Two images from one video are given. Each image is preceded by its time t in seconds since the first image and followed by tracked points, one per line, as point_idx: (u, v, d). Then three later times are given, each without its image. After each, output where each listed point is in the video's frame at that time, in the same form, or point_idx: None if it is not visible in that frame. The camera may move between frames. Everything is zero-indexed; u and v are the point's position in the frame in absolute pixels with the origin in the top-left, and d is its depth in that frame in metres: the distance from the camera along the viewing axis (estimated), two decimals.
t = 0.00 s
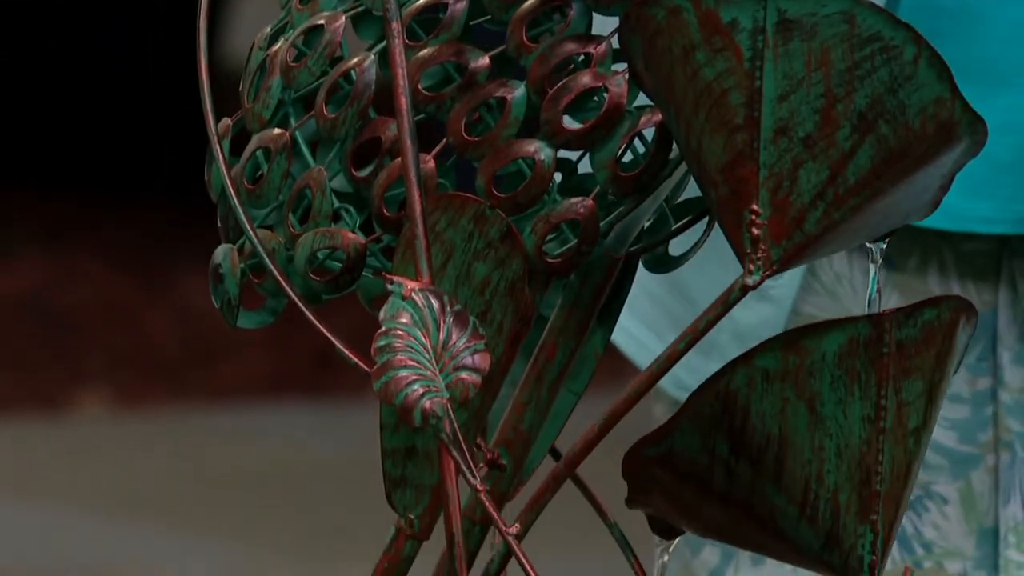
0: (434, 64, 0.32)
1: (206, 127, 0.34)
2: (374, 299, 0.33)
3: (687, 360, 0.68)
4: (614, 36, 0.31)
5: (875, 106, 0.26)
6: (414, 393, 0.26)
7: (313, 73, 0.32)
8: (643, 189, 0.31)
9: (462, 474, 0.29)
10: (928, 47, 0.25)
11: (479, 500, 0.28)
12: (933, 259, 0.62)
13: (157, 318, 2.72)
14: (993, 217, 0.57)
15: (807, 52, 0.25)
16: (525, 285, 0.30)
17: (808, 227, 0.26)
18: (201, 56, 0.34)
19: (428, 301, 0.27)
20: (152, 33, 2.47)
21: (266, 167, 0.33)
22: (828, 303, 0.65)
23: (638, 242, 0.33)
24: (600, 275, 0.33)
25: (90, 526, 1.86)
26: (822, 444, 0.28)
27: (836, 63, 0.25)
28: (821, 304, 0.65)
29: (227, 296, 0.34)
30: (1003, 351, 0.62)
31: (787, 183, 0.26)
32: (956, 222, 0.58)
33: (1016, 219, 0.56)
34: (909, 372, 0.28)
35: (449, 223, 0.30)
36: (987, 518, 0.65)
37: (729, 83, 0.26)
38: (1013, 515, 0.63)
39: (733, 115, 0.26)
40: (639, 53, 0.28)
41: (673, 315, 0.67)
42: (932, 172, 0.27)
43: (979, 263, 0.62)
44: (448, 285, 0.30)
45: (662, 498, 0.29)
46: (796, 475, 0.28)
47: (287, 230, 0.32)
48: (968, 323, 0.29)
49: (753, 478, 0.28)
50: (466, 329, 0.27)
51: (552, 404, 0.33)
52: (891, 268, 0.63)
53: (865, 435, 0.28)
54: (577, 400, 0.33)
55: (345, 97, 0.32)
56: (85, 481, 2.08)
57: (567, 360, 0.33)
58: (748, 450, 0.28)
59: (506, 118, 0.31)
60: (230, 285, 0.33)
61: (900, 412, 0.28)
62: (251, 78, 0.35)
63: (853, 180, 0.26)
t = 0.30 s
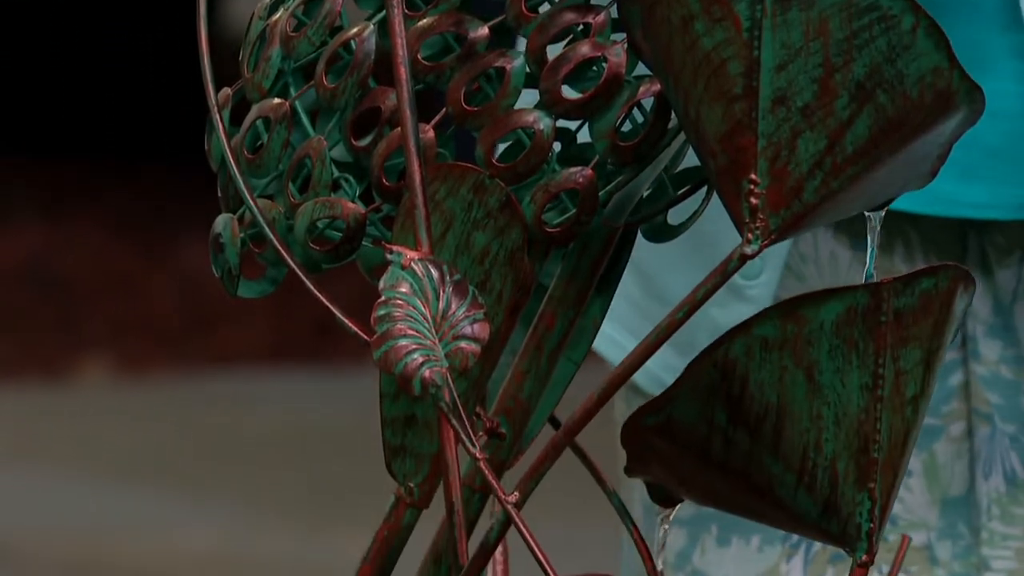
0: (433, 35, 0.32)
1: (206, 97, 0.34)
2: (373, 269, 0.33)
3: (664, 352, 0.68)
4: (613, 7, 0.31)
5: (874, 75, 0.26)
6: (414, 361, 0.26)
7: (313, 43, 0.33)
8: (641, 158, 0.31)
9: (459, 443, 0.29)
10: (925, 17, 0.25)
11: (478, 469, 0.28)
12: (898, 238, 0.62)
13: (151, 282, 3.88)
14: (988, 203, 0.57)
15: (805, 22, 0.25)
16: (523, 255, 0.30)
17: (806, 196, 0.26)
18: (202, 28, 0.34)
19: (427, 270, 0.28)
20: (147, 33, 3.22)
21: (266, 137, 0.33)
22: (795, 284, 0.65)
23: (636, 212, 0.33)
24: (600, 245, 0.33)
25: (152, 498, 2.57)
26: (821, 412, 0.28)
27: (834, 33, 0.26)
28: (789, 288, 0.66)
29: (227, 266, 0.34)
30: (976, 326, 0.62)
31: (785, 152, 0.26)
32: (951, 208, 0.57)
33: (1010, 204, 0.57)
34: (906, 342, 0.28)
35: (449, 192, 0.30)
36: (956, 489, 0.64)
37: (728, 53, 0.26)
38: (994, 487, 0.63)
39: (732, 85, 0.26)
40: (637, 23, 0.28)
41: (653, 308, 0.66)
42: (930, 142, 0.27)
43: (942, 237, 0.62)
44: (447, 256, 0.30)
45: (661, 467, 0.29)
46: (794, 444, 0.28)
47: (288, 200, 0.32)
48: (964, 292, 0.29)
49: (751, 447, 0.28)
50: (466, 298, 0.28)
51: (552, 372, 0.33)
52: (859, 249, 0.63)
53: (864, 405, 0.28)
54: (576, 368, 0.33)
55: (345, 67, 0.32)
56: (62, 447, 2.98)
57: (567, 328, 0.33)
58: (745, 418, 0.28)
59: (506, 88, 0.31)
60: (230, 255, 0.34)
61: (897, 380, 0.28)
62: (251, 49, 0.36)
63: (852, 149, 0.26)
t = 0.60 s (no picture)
0: (431, 7, 0.32)
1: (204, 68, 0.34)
2: (372, 240, 0.34)
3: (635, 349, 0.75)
4: None
5: (870, 49, 0.26)
6: (413, 333, 0.26)
7: (311, 15, 0.33)
8: (638, 130, 0.31)
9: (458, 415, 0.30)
10: None
11: (479, 441, 0.28)
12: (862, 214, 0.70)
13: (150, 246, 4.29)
14: (957, 178, 0.63)
15: None
16: (521, 227, 0.30)
17: (802, 168, 0.26)
18: None
19: (427, 243, 0.28)
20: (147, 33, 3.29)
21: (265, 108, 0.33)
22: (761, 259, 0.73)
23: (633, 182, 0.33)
24: (597, 216, 0.33)
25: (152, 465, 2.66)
26: (817, 382, 0.28)
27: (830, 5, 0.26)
28: (753, 264, 0.74)
29: (227, 237, 0.34)
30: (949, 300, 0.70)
31: (782, 125, 0.26)
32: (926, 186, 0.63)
33: (978, 178, 0.63)
34: (903, 312, 0.28)
35: (448, 164, 0.30)
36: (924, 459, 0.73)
37: (724, 26, 0.26)
38: (957, 455, 0.72)
39: (728, 58, 0.26)
40: None
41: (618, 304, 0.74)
42: (925, 114, 0.27)
43: (904, 212, 0.68)
44: (446, 227, 0.30)
45: (660, 437, 0.30)
46: (791, 414, 0.28)
47: (287, 171, 0.33)
48: (960, 261, 0.29)
49: (747, 416, 0.28)
50: (465, 270, 0.28)
51: (551, 342, 0.33)
52: (824, 225, 0.71)
53: (860, 373, 0.28)
54: (574, 337, 0.34)
55: (343, 39, 0.33)
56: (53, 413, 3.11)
57: (565, 298, 0.33)
58: (743, 388, 0.28)
59: (504, 59, 0.31)
60: (229, 227, 0.34)
61: (895, 350, 0.29)
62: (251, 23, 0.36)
63: (848, 121, 0.26)
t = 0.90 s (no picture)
0: None
1: (210, 38, 0.35)
2: (374, 208, 0.33)
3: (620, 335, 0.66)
4: None
5: (871, 17, 0.26)
6: (414, 301, 0.27)
7: None
8: (640, 100, 0.31)
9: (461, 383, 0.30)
10: None
11: (479, 406, 0.29)
12: (844, 183, 0.62)
13: (154, 213, 4.64)
14: (945, 153, 0.56)
15: None
16: (524, 195, 0.30)
17: (803, 137, 0.26)
18: None
19: (428, 211, 0.28)
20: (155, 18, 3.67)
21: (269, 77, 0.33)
22: (747, 235, 0.64)
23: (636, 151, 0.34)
24: (600, 184, 0.33)
25: (164, 429, 2.99)
26: (817, 350, 0.28)
27: None
28: (739, 238, 0.65)
29: (230, 206, 0.34)
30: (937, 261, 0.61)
31: (783, 94, 0.26)
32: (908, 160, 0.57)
33: (968, 152, 0.56)
34: (902, 281, 0.28)
35: (450, 132, 0.30)
36: (906, 426, 0.62)
37: None
38: (937, 423, 0.62)
39: (729, 27, 0.26)
40: None
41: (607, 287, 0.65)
42: (926, 83, 0.27)
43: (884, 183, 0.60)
44: (448, 195, 0.30)
45: (660, 403, 0.30)
46: (792, 381, 0.28)
47: (290, 139, 0.33)
48: (961, 231, 0.29)
49: (748, 383, 0.29)
50: (466, 238, 0.28)
51: (553, 309, 0.33)
52: (806, 196, 0.63)
53: (860, 342, 0.28)
54: (575, 306, 0.34)
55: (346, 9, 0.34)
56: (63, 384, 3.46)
57: (567, 266, 0.33)
58: (743, 355, 0.28)
59: (506, 29, 0.31)
60: (233, 195, 0.34)
61: (893, 318, 0.28)
62: None
63: (849, 91, 0.26)
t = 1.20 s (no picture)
0: None
1: (212, 7, 0.35)
2: (377, 177, 0.34)
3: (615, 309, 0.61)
4: None
5: None
6: (416, 270, 0.27)
7: None
8: (641, 69, 0.31)
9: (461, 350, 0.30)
10: None
11: (481, 374, 0.30)
12: (834, 153, 0.57)
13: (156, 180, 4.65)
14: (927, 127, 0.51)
15: None
16: (525, 164, 0.30)
17: (803, 107, 0.26)
18: None
19: (430, 180, 0.28)
20: None
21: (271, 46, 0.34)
22: (737, 208, 0.59)
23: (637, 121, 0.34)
24: (600, 154, 0.33)
25: (162, 390, 3.05)
26: (817, 319, 0.29)
27: None
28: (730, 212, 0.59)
29: (233, 173, 0.35)
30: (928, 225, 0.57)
31: (784, 64, 0.26)
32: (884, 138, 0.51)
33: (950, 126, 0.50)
34: (902, 251, 0.29)
35: (451, 102, 0.30)
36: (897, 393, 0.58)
37: None
38: (928, 392, 0.57)
39: None
40: None
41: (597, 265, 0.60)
42: (925, 53, 0.27)
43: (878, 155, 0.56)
44: (449, 164, 0.30)
45: (661, 372, 0.30)
46: (791, 349, 0.29)
47: (293, 108, 0.33)
48: (960, 201, 0.29)
49: (748, 351, 0.29)
50: (467, 208, 0.28)
51: (554, 279, 0.34)
52: (798, 166, 0.57)
53: (859, 311, 0.28)
54: (577, 276, 0.34)
55: None
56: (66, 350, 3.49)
57: (568, 237, 0.33)
58: (744, 324, 0.29)
59: None
60: (235, 162, 0.34)
61: (893, 289, 0.29)
62: None
63: (849, 60, 0.26)
